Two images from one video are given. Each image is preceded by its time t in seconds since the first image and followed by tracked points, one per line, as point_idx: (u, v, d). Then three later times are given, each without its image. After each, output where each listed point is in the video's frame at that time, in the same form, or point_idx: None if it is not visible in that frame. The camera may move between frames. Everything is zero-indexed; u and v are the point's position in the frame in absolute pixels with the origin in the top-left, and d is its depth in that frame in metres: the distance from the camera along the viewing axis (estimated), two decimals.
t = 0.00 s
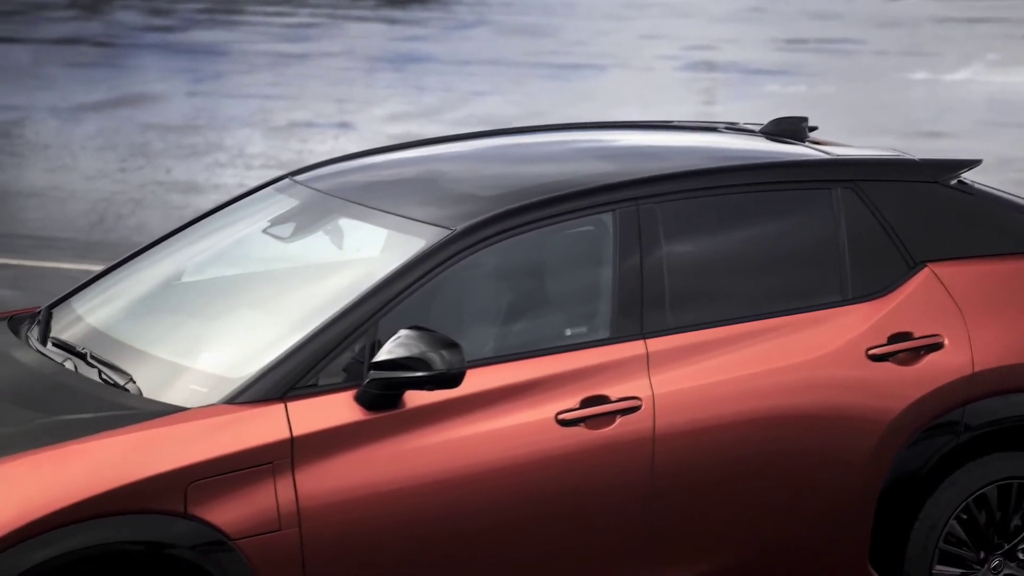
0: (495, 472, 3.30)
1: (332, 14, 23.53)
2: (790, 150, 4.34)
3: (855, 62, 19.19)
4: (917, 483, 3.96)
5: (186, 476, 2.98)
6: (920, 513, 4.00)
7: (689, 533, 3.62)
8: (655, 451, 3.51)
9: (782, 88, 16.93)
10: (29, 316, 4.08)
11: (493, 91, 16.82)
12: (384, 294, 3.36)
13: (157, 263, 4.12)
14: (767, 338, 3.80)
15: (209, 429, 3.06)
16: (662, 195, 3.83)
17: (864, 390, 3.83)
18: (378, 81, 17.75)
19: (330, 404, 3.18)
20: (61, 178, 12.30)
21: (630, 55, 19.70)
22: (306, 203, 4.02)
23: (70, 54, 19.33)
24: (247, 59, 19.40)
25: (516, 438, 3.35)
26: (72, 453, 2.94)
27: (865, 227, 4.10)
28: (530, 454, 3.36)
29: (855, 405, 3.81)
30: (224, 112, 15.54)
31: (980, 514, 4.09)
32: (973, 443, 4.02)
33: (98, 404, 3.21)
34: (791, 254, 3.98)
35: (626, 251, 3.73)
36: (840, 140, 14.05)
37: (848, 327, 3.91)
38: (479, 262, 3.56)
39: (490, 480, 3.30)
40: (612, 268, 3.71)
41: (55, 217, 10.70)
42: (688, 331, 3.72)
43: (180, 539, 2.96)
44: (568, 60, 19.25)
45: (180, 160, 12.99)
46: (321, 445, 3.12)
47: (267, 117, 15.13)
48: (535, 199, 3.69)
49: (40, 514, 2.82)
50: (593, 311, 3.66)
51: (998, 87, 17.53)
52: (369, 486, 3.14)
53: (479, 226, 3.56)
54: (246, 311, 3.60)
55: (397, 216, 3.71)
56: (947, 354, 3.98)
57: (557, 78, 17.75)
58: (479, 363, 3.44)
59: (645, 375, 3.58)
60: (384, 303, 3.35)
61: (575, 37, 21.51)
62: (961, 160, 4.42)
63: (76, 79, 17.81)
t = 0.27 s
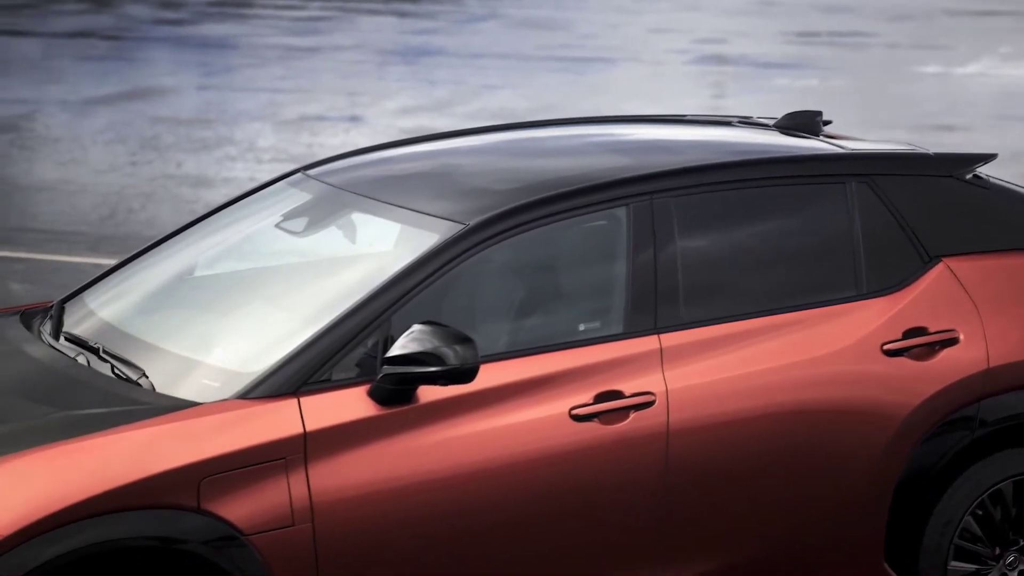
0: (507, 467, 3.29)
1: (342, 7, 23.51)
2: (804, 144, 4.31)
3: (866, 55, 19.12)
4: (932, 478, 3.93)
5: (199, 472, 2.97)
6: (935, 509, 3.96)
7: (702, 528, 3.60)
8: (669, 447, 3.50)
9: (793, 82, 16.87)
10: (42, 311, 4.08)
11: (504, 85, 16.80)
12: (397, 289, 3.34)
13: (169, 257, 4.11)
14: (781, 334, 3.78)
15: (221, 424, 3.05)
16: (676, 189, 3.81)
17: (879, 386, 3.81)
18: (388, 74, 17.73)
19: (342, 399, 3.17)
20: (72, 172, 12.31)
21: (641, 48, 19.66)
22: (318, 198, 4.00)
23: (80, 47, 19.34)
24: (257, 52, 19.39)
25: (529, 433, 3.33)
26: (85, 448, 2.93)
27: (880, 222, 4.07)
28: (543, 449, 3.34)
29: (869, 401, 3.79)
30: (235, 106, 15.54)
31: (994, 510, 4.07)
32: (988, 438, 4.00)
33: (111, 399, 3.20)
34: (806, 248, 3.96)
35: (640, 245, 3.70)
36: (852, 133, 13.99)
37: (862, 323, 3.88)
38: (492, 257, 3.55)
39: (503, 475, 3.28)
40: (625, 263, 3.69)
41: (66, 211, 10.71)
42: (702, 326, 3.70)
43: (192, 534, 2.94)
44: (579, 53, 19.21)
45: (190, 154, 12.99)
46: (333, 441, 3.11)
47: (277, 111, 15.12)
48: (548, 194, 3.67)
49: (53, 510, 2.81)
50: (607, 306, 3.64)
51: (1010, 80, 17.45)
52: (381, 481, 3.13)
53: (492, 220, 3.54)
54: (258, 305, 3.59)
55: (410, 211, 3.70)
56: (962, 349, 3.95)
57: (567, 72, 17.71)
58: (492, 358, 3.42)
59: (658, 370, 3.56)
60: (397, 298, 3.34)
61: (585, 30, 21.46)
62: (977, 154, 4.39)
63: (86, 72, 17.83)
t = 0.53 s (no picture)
0: (521, 463, 3.28)
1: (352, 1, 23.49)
2: (818, 139, 4.28)
3: (878, 49, 19.04)
4: (947, 474, 3.92)
5: (211, 467, 2.96)
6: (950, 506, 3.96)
7: (716, 525, 3.59)
8: (682, 442, 3.48)
9: (804, 76, 16.82)
10: (54, 306, 4.07)
11: (514, 79, 16.77)
12: (409, 284, 3.33)
13: (180, 252, 4.10)
14: (795, 329, 3.76)
15: (234, 420, 3.04)
16: (689, 185, 3.79)
17: (893, 382, 3.79)
18: (398, 68, 17.71)
19: (355, 394, 3.15)
20: (82, 166, 12.31)
21: (652, 41, 19.61)
22: (330, 193, 3.99)
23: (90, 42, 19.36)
24: (267, 46, 19.38)
25: (542, 429, 3.32)
26: (97, 444, 2.92)
27: (894, 217, 4.04)
28: (556, 445, 3.33)
29: (883, 397, 3.77)
30: (245, 100, 15.54)
31: (1009, 506, 4.06)
32: (1003, 435, 3.98)
33: (123, 394, 3.19)
34: (820, 244, 3.93)
35: (652, 241, 3.69)
36: (864, 128, 13.94)
37: (876, 318, 3.86)
38: (505, 252, 3.53)
39: (516, 471, 3.27)
40: (639, 258, 3.67)
41: (77, 205, 10.72)
42: (715, 322, 3.68)
43: (204, 530, 2.94)
44: (589, 47, 19.17)
45: (200, 148, 12.99)
46: (346, 437, 3.09)
47: (288, 105, 15.11)
48: (562, 189, 3.65)
49: (65, 506, 2.80)
50: (620, 301, 3.62)
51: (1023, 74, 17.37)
52: (394, 477, 3.12)
53: (505, 215, 3.52)
54: (270, 300, 3.58)
55: (422, 206, 3.68)
56: (977, 345, 3.93)
57: (578, 66, 17.67)
58: (505, 354, 3.41)
59: (671, 366, 3.54)
60: (410, 293, 3.32)
61: (596, 23, 21.42)
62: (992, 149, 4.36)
63: (97, 66, 17.84)
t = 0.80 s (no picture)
0: (531, 460, 3.27)
1: None
2: (829, 135, 4.26)
3: (887, 44, 18.99)
4: (958, 472, 3.90)
5: (221, 464, 2.95)
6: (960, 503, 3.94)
7: (727, 522, 3.58)
8: (693, 439, 3.47)
9: (813, 71, 16.77)
10: (63, 302, 4.06)
11: (522, 74, 16.76)
12: (419, 280, 3.32)
13: (190, 248, 4.09)
14: (807, 326, 3.74)
15: (244, 416, 3.03)
16: (700, 180, 3.78)
17: (904, 378, 3.77)
18: (406, 63, 17.69)
19: (365, 390, 3.14)
20: (91, 161, 12.32)
21: (659, 37, 19.57)
22: (339, 189, 3.98)
23: (98, 37, 19.36)
24: (275, 41, 19.38)
25: (553, 425, 3.31)
26: (107, 440, 2.92)
27: (906, 213, 4.02)
28: (567, 442, 3.32)
29: (895, 393, 3.75)
30: (253, 95, 15.54)
31: (1021, 503, 4.05)
32: (1015, 432, 3.96)
33: (133, 391, 3.18)
34: (831, 240, 3.92)
35: (663, 236, 3.67)
36: (873, 123, 13.90)
37: (888, 315, 3.84)
38: (515, 248, 3.52)
39: (526, 467, 3.26)
40: (649, 254, 3.65)
41: (86, 200, 10.72)
42: (726, 318, 3.67)
43: (215, 526, 2.93)
44: (597, 42, 19.14)
45: (208, 143, 12.99)
46: (356, 433, 3.09)
47: (295, 100, 15.11)
48: (572, 185, 3.63)
49: (75, 502, 2.80)
50: (630, 297, 3.61)
51: None
52: (404, 473, 3.11)
53: (515, 211, 3.51)
54: (280, 296, 3.57)
55: (432, 202, 3.67)
56: (989, 341, 3.91)
57: (586, 61, 17.64)
58: (515, 350, 3.40)
59: (682, 362, 3.53)
60: (420, 289, 3.31)
61: (603, 19, 21.38)
62: (1004, 145, 4.33)
63: (105, 61, 17.84)
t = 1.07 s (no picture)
0: (545, 455, 3.25)
1: None
2: (845, 129, 4.24)
3: (900, 37, 18.91)
4: (974, 468, 3.88)
5: (236, 459, 2.94)
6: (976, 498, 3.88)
7: (742, 518, 3.56)
8: (708, 434, 3.45)
9: (825, 64, 16.71)
10: (77, 296, 4.06)
11: (534, 67, 16.73)
12: (433, 275, 3.30)
13: (203, 242, 4.08)
14: (822, 321, 3.72)
15: (258, 411, 3.02)
16: (715, 175, 3.75)
17: (921, 373, 3.75)
18: (417, 56, 17.67)
19: (379, 386, 3.13)
20: (103, 155, 12.33)
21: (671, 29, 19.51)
22: (353, 183, 3.97)
23: (110, 30, 19.38)
24: (286, 34, 19.37)
25: (568, 420, 3.29)
26: (122, 435, 2.91)
27: (922, 207, 4.00)
28: (581, 437, 3.31)
29: (911, 388, 3.73)
30: (264, 88, 15.53)
31: None
32: None
33: (147, 386, 3.18)
34: (847, 234, 3.89)
35: (678, 231, 3.65)
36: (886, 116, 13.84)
37: (904, 310, 3.82)
38: (530, 243, 3.50)
39: (541, 462, 3.25)
40: (664, 248, 3.63)
41: (98, 194, 10.73)
42: (741, 313, 3.65)
43: (228, 521, 2.92)
44: (608, 35, 19.09)
45: (220, 137, 12.99)
46: (371, 428, 3.07)
47: (306, 93, 15.10)
48: (586, 179, 3.61)
49: (90, 497, 2.79)
50: (645, 292, 3.59)
51: None
52: (419, 469, 3.10)
53: (529, 205, 3.49)
54: (294, 291, 3.55)
55: (446, 196, 3.65)
56: (1006, 337, 3.88)
57: (597, 54, 17.60)
58: (529, 345, 3.38)
59: (697, 357, 3.51)
60: (434, 284, 3.30)
61: (615, 11, 21.33)
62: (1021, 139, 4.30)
63: (116, 54, 17.85)
